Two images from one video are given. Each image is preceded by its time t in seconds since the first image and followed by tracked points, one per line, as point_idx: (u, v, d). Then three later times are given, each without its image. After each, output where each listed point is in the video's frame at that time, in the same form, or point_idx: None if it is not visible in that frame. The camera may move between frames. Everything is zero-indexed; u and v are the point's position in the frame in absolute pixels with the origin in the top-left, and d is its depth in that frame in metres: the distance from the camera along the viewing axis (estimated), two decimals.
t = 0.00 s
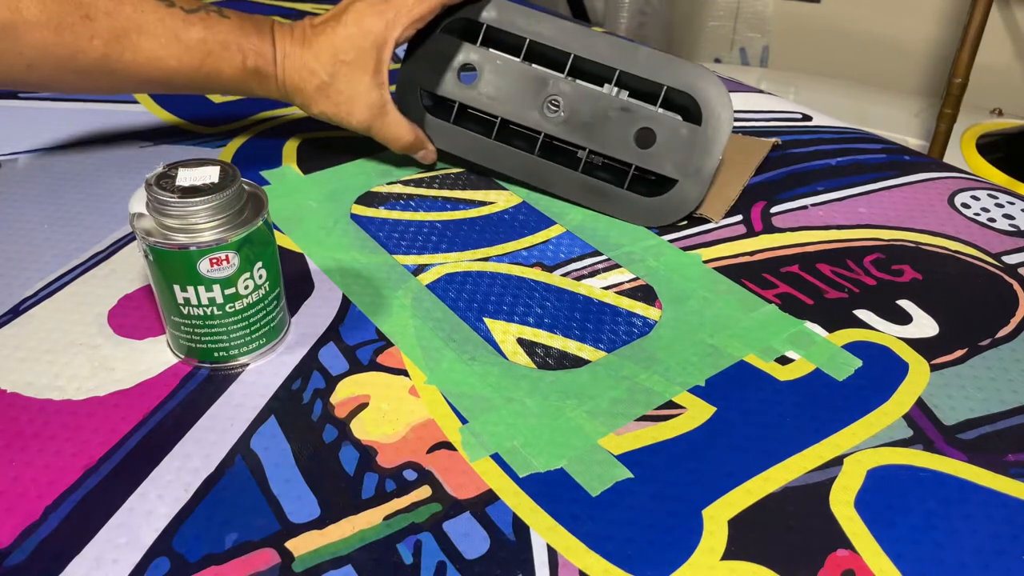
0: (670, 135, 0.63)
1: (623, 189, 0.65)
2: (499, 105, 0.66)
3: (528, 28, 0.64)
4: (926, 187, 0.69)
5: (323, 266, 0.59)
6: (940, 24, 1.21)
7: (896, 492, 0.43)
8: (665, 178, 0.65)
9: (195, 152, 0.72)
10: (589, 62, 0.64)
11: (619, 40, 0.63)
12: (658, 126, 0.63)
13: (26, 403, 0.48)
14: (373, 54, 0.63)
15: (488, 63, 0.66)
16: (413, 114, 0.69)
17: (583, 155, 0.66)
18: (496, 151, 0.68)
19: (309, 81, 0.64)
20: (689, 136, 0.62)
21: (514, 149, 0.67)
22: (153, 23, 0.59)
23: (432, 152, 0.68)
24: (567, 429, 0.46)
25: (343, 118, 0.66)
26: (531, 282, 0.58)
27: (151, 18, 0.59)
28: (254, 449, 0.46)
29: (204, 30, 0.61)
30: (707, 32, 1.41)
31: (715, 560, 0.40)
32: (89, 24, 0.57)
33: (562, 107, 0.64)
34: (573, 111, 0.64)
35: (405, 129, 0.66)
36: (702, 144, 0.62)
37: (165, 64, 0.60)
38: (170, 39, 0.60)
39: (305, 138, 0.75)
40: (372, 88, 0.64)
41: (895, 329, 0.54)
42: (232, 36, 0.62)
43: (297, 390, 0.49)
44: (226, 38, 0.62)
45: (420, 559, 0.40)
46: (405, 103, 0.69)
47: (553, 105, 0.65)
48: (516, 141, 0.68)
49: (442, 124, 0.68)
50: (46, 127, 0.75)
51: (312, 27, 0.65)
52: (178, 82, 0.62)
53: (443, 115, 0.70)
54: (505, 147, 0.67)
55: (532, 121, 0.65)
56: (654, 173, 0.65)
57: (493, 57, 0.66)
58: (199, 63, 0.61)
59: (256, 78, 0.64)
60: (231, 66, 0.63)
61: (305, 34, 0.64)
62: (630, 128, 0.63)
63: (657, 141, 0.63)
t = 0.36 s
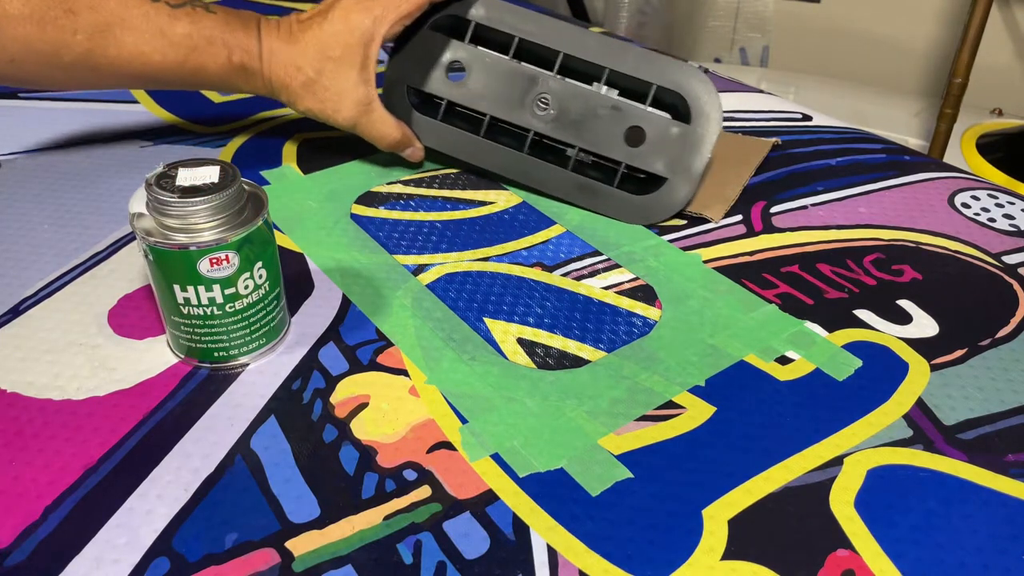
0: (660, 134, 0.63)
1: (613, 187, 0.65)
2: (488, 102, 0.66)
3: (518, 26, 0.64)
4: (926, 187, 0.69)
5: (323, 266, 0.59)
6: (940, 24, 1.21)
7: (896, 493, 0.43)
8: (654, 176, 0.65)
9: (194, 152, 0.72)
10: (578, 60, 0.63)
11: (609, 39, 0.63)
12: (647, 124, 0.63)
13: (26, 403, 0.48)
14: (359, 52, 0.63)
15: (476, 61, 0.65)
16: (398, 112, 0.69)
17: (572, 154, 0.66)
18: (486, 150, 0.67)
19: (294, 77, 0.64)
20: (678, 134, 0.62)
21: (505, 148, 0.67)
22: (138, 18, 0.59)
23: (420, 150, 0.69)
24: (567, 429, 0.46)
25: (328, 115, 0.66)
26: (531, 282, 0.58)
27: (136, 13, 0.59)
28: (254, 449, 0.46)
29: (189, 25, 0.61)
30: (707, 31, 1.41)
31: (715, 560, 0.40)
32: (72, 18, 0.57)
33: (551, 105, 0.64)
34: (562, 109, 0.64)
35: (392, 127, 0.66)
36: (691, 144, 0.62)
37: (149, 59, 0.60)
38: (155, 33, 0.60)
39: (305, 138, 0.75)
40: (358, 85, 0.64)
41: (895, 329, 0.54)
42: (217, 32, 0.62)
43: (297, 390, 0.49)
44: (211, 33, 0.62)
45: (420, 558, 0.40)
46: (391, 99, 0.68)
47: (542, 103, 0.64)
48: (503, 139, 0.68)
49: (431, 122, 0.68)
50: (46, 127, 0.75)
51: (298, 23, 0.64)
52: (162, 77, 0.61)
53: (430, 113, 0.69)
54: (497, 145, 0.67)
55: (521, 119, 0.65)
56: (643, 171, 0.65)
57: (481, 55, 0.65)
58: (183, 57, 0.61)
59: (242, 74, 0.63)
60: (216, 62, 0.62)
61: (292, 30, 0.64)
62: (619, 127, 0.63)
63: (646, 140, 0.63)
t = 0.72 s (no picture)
0: (590, 121, 0.64)
1: (545, 174, 0.66)
2: (422, 92, 0.66)
3: (449, 18, 0.65)
4: (925, 187, 0.69)
5: (323, 266, 0.59)
6: (940, 24, 1.21)
7: (896, 493, 0.43)
8: (584, 165, 0.66)
9: (194, 152, 0.72)
10: (511, 52, 0.65)
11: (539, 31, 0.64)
12: (577, 113, 0.64)
13: (26, 403, 0.48)
14: (288, 39, 0.62)
15: (409, 51, 0.66)
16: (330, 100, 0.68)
17: (506, 142, 0.67)
18: (422, 138, 0.67)
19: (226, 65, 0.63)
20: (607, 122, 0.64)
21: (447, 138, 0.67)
22: (63, 7, 0.57)
23: (353, 138, 0.68)
24: (567, 430, 0.46)
25: (261, 104, 0.64)
26: (531, 282, 0.58)
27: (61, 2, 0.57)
28: (254, 449, 0.46)
29: (116, 15, 0.59)
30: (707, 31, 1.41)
31: (715, 560, 0.40)
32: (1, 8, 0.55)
33: (484, 94, 0.65)
34: (495, 98, 0.65)
35: (324, 114, 0.65)
36: (619, 132, 0.64)
37: (75, 50, 0.59)
38: (80, 23, 0.58)
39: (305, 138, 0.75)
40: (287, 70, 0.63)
41: (895, 329, 0.54)
42: (146, 22, 0.60)
43: (297, 390, 0.49)
44: (139, 23, 0.60)
45: (420, 558, 0.40)
46: (324, 89, 0.68)
47: (475, 92, 0.65)
48: (440, 129, 0.68)
49: (364, 111, 0.68)
50: (46, 127, 0.75)
51: (227, 12, 0.63)
52: (89, 67, 0.60)
53: (362, 103, 0.69)
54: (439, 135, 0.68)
55: (455, 109, 0.66)
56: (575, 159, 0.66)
57: (414, 46, 0.66)
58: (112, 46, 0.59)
59: (170, 65, 0.62)
60: (144, 53, 0.61)
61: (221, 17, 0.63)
62: (551, 116, 0.64)
63: (576, 128, 0.65)
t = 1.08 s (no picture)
0: (592, 121, 0.64)
1: (545, 172, 0.66)
2: (423, 86, 0.66)
3: (452, 12, 0.65)
4: (925, 187, 0.69)
5: (323, 266, 0.59)
6: (940, 24, 1.21)
7: (896, 493, 0.43)
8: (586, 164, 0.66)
9: (194, 152, 0.72)
10: (518, 50, 0.65)
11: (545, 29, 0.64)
12: (580, 113, 0.64)
13: (26, 403, 0.48)
14: (289, 27, 0.63)
15: (413, 44, 0.66)
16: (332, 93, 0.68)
17: (508, 140, 0.66)
18: (423, 134, 0.67)
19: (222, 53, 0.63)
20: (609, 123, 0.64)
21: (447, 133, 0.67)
22: None
23: (354, 129, 0.69)
24: (568, 430, 0.46)
25: (263, 90, 0.65)
26: (531, 282, 0.58)
27: None
28: (254, 449, 0.46)
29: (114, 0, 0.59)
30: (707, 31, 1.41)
31: (715, 560, 0.40)
32: None
33: (487, 90, 0.65)
34: (499, 95, 0.65)
35: (326, 102, 0.66)
36: (622, 134, 0.64)
37: (73, 35, 0.59)
38: (80, 9, 0.58)
39: (305, 138, 0.75)
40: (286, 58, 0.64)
41: (895, 329, 0.54)
42: (145, 7, 0.61)
43: (297, 390, 0.49)
44: (139, 9, 0.60)
45: (420, 558, 0.40)
46: (328, 79, 0.68)
47: (478, 88, 0.65)
48: (441, 122, 0.68)
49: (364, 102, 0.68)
50: (45, 126, 0.75)
51: None
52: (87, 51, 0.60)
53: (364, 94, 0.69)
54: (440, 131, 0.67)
55: (457, 104, 0.65)
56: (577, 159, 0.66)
57: (418, 39, 0.65)
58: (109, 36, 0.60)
59: (171, 50, 0.63)
60: (145, 38, 0.61)
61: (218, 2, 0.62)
62: (554, 114, 0.64)
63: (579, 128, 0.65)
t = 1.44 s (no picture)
0: (690, 151, 0.69)
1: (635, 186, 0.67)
2: (531, 108, 0.72)
3: (559, 58, 0.76)
4: (925, 187, 0.69)
5: (323, 266, 0.59)
6: (940, 24, 1.21)
7: (895, 493, 0.43)
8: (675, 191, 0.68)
9: (194, 152, 0.72)
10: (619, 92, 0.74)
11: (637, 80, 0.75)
12: (681, 146, 0.69)
13: (26, 403, 0.48)
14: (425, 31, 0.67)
15: (526, 79, 0.76)
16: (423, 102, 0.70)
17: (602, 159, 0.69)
18: (519, 144, 0.71)
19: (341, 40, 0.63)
20: (710, 154, 0.69)
21: (532, 141, 0.71)
22: None
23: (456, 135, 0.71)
24: (567, 430, 0.46)
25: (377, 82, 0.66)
26: (531, 282, 0.58)
27: None
28: (254, 449, 0.46)
29: None
30: (706, 31, 1.40)
31: (715, 560, 0.40)
32: None
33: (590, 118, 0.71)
34: (605, 122, 0.71)
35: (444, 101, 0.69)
36: (720, 164, 0.69)
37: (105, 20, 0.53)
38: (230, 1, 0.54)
39: (306, 138, 0.75)
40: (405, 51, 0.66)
41: (895, 329, 0.54)
42: None
43: (297, 390, 0.49)
44: None
45: (420, 559, 0.40)
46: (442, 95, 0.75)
47: (585, 116, 0.72)
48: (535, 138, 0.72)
49: (469, 117, 0.73)
50: (45, 126, 0.75)
51: None
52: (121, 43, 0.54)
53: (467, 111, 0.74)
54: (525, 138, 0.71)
55: (562, 123, 0.71)
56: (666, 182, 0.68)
57: (530, 76, 0.76)
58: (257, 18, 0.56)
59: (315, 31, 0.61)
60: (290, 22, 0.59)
61: None
62: (654, 142, 0.70)
63: (675, 156, 0.68)
